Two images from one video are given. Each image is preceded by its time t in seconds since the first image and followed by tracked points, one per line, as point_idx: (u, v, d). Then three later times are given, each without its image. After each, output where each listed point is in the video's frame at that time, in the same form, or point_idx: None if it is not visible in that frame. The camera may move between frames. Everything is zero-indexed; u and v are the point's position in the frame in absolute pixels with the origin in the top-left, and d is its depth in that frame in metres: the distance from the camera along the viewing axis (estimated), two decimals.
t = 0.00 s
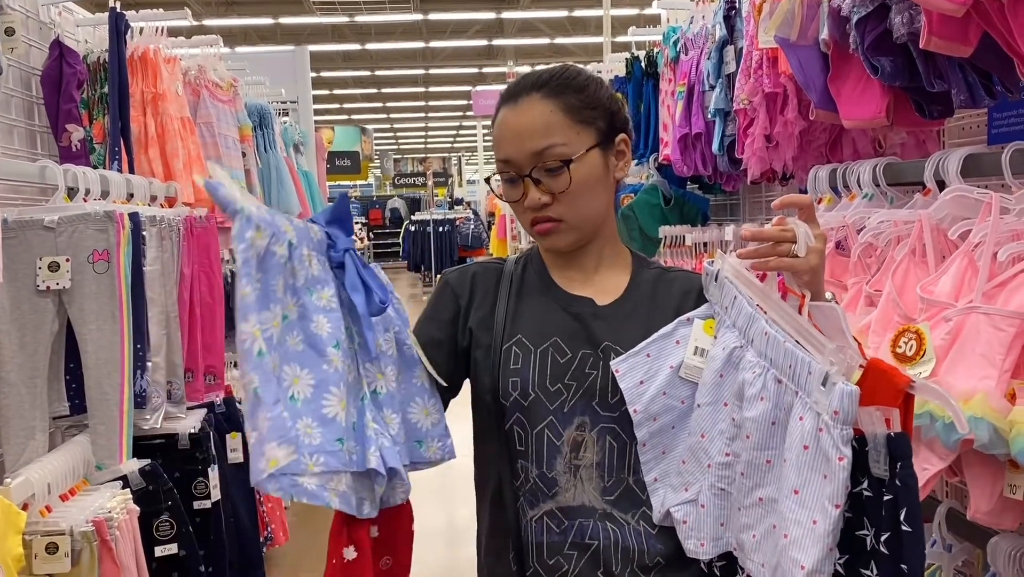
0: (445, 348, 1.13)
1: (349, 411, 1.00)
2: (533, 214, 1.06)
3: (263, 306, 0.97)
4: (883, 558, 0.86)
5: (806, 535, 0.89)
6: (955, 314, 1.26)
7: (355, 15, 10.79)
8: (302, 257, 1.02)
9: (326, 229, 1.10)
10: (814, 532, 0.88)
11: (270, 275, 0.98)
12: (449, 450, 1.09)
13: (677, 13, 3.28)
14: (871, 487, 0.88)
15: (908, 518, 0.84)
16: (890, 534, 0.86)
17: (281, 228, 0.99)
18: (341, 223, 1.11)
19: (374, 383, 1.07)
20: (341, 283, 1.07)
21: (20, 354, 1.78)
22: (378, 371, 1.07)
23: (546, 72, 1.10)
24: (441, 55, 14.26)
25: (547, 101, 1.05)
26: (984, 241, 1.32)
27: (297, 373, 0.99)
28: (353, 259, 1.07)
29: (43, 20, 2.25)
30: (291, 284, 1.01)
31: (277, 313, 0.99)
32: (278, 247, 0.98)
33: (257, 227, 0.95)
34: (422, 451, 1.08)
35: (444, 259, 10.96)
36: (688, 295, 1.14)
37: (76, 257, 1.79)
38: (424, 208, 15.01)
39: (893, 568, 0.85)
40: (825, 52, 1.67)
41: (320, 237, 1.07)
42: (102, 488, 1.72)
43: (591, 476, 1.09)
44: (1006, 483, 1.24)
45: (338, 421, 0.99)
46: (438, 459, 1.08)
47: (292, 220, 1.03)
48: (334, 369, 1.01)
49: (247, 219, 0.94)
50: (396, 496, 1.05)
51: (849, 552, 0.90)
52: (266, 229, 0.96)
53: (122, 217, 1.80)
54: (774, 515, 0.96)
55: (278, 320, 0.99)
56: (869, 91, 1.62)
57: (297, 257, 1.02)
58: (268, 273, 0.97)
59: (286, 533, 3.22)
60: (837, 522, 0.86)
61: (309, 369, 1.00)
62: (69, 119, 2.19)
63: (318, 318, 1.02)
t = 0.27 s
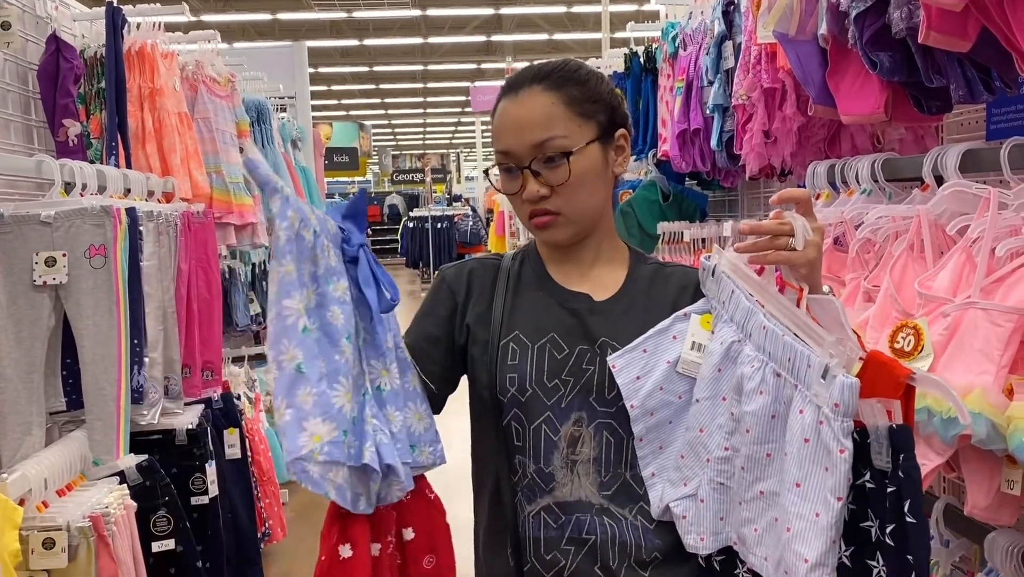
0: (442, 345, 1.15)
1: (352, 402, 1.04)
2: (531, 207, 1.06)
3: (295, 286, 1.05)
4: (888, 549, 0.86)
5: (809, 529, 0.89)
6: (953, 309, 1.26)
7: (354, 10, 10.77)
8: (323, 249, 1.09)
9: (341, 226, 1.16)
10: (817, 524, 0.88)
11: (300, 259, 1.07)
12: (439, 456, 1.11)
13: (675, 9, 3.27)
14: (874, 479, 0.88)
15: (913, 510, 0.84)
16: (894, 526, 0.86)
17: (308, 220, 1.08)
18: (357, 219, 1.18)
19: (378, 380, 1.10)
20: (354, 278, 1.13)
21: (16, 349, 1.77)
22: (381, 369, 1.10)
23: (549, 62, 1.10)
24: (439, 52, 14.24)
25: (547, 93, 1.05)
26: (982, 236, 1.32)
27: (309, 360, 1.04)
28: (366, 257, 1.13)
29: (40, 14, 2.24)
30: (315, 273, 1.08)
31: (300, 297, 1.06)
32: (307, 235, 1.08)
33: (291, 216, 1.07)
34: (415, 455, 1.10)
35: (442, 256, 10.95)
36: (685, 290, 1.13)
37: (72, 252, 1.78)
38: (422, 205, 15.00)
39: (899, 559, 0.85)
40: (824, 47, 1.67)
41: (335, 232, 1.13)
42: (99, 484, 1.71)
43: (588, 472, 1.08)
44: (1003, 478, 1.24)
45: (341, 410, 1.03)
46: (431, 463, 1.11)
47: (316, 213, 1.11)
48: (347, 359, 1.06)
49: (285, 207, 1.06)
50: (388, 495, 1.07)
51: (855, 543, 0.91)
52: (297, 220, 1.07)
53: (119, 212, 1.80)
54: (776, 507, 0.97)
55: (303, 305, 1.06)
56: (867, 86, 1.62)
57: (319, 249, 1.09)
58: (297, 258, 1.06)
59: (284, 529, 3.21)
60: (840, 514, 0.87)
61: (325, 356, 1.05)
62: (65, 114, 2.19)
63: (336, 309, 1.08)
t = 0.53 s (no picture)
0: (441, 343, 1.15)
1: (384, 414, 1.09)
2: (539, 195, 1.06)
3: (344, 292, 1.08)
4: (899, 549, 0.87)
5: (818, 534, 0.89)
6: (951, 307, 1.26)
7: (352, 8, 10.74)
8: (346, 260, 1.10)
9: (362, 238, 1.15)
10: (825, 525, 0.88)
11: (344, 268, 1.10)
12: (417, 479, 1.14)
13: (674, 7, 3.27)
14: (883, 479, 0.89)
15: (925, 512, 0.84)
16: (905, 527, 0.86)
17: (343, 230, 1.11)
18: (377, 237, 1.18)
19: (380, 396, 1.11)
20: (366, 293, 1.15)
21: (15, 347, 1.77)
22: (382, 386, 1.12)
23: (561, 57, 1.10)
24: (438, 49, 14.22)
25: (563, 83, 1.06)
26: (980, 235, 1.32)
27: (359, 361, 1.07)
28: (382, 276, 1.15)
29: (38, 11, 2.24)
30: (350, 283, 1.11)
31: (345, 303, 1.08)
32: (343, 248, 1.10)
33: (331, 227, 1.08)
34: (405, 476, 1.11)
35: (440, 254, 10.95)
36: (683, 285, 1.14)
37: (71, 249, 1.78)
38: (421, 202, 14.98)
39: (909, 561, 0.86)
40: (823, 45, 1.67)
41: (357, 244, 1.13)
42: (97, 481, 1.71)
43: (587, 467, 1.08)
44: (1001, 477, 1.24)
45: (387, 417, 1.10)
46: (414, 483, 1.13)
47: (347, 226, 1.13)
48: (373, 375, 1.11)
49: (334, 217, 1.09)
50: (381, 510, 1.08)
51: (865, 542, 0.91)
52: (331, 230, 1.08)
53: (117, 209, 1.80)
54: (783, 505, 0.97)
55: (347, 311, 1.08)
56: (866, 84, 1.62)
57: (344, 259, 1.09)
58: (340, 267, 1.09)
59: (282, 526, 3.22)
60: (848, 516, 0.87)
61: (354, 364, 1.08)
62: (63, 111, 2.18)
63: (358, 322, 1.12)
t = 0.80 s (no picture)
0: (438, 347, 1.16)
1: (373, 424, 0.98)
2: (559, 181, 1.07)
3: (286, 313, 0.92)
4: (915, 554, 0.77)
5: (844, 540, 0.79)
6: (951, 306, 1.26)
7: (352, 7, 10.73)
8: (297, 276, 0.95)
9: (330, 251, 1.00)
10: (848, 529, 0.79)
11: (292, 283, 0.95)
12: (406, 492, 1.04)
13: (674, 5, 3.27)
14: (902, 479, 0.78)
15: (945, 516, 0.74)
16: (923, 531, 0.76)
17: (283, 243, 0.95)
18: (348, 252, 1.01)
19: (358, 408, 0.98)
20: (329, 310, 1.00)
21: (14, 345, 1.76)
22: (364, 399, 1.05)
23: (589, 55, 1.14)
24: (437, 47, 14.21)
25: (593, 78, 1.09)
26: (981, 234, 1.32)
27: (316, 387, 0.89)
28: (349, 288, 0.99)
29: (37, 9, 2.24)
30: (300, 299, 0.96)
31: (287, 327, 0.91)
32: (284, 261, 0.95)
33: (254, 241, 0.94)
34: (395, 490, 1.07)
35: (439, 253, 10.95)
36: (676, 277, 1.14)
37: (70, 247, 1.78)
38: (420, 201, 14.98)
39: (927, 567, 0.76)
40: (823, 43, 1.66)
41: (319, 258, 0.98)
42: (97, 479, 1.71)
43: (585, 465, 1.08)
44: (1001, 476, 1.24)
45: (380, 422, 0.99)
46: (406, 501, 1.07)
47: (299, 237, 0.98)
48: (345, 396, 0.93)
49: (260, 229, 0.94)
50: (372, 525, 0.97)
51: (879, 544, 0.81)
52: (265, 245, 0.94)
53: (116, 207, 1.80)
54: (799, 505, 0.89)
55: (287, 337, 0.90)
56: (866, 83, 1.61)
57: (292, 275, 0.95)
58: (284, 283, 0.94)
59: (281, 525, 3.22)
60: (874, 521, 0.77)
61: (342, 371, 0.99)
62: (63, 109, 2.18)
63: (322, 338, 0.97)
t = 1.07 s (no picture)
0: (438, 350, 1.18)
1: (226, 488, 0.87)
2: (575, 183, 1.07)
3: (190, 358, 0.91)
4: (964, 566, 0.75)
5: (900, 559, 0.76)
6: (952, 306, 1.26)
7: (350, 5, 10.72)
8: (252, 308, 0.97)
9: (301, 281, 1.03)
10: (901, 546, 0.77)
11: (208, 325, 0.92)
12: (395, 494, 1.10)
13: (674, 5, 3.27)
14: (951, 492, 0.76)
15: (1002, 525, 0.73)
16: (973, 541, 0.75)
17: (239, 281, 0.96)
18: (318, 281, 1.03)
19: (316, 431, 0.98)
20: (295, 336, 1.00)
21: (14, 344, 1.76)
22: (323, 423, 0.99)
23: (597, 57, 1.15)
24: (436, 47, 14.21)
25: (608, 80, 1.10)
26: (982, 234, 1.32)
27: (155, 454, 0.86)
28: (314, 319, 1.00)
29: (37, 8, 2.24)
30: (224, 339, 0.93)
31: (187, 373, 0.90)
32: (222, 299, 0.94)
33: (191, 284, 0.91)
34: (368, 494, 1.08)
35: (439, 252, 10.96)
36: (673, 273, 1.13)
37: (70, 246, 1.77)
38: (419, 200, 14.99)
39: None
40: (824, 43, 1.67)
41: (289, 289, 1.01)
42: (97, 479, 1.72)
43: (587, 465, 1.08)
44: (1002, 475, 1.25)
45: (237, 486, 0.88)
46: (382, 503, 1.09)
47: (261, 269, 0.99)
48: (213, 459, 0.88)
49: (185, 274, 0.90)
50: (309, 545, 0.97)
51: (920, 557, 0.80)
52: (205, 284, 0.93)
53: (117, 207, 1.80)
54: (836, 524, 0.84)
55: (180, 386, 0.89)
56: (867, 83, 1.62)
57: (246, 309, 0.96)
58: (205, 326, 0.92)
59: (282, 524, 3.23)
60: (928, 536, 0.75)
61: (250, 416, 0.92)
62: (63, 108, 2.18)
63: (246, 380, 0.93)
